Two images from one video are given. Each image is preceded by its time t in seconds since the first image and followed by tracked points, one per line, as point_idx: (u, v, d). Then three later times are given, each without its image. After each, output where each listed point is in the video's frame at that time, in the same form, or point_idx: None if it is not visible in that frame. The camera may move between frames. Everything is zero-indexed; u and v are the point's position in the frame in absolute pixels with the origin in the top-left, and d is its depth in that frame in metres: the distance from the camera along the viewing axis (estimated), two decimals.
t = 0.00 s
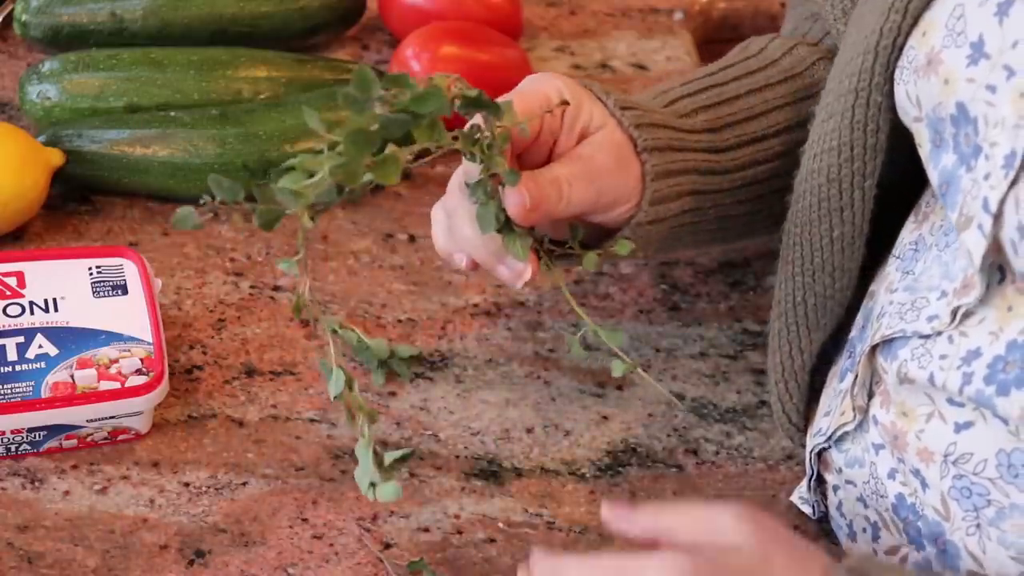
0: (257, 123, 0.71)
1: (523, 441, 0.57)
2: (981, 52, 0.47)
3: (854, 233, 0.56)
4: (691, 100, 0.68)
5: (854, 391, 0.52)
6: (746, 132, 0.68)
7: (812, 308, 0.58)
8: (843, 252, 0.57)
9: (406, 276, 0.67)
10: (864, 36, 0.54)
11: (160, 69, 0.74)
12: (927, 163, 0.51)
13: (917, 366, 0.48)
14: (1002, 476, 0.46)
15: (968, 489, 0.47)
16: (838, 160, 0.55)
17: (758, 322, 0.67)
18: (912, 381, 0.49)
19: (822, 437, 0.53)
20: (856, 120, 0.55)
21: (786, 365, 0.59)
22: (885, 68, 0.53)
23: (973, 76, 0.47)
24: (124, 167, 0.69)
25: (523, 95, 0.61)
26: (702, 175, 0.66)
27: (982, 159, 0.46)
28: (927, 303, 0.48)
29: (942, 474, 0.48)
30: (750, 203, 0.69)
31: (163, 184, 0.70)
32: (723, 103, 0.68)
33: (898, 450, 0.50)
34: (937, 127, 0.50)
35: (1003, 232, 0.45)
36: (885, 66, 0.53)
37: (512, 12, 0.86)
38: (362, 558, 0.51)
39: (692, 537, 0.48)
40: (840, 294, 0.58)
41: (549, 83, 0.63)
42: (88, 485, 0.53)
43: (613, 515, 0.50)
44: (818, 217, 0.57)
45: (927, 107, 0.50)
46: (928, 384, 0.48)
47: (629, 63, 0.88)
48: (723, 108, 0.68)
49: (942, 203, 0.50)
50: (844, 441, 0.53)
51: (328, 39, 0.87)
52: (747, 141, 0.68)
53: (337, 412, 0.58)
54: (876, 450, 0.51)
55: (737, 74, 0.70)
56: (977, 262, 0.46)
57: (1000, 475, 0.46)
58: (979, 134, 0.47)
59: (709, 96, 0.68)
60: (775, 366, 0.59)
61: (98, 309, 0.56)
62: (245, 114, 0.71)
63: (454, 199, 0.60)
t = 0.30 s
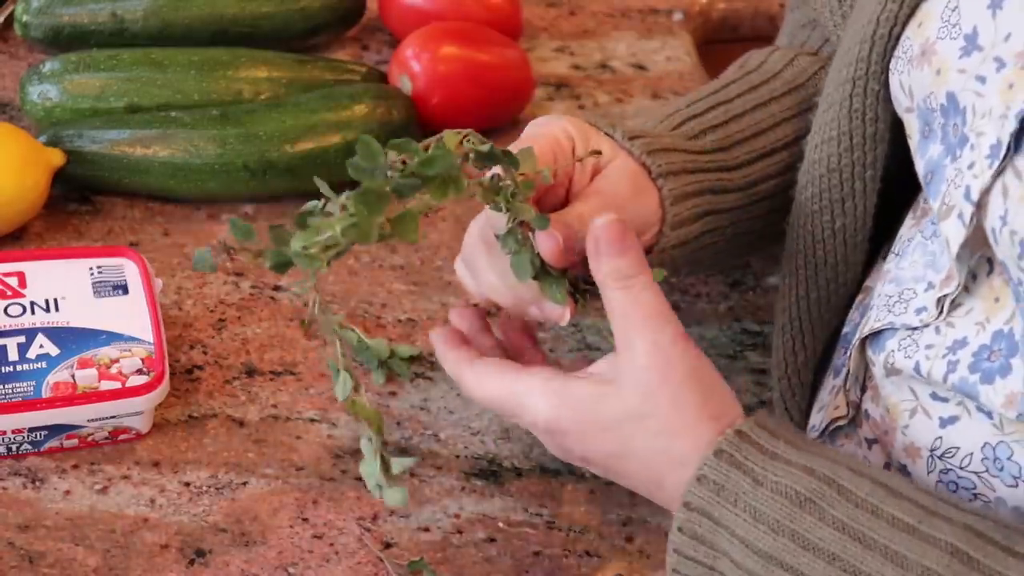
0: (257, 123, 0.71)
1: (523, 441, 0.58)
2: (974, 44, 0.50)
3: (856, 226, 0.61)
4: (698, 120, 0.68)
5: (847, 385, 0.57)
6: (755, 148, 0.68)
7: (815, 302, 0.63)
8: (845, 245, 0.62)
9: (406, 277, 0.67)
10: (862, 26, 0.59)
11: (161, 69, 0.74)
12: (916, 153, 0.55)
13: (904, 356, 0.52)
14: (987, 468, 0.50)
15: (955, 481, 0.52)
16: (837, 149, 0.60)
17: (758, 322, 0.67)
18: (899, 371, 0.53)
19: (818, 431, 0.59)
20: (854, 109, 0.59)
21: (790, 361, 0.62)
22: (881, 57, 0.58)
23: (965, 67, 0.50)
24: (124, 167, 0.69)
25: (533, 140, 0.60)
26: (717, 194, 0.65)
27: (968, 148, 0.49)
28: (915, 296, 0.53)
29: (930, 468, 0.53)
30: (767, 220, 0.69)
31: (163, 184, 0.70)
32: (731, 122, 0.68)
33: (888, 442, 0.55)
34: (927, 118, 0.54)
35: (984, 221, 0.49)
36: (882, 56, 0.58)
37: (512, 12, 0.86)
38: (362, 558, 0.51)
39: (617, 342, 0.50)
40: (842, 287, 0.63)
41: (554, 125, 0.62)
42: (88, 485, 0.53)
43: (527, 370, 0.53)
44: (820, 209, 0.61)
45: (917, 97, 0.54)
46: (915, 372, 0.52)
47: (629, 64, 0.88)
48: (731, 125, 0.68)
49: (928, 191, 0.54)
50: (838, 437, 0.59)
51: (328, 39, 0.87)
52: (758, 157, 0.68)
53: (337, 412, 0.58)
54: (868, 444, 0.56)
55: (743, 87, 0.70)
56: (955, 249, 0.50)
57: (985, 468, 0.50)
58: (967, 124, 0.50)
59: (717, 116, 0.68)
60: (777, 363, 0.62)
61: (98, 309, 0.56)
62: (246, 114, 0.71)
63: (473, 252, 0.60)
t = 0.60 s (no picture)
0: (257, 123, 0.71)
1: (523, 440, 0.58)
2: (968, 44, 0.50)
3: (852, 224, 0.62)
4: (684, 132, 0.68)
5: (842, 385, 0.58)
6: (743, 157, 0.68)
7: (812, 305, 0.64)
8: (841, 244, 0.62)
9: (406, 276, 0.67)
10: (857, 25, 0.59)
11: (161, 70, 0.74)
12: (911, 153, 0.55)
13: (897, 356, 0.53)
14: (980, 468, 0.51)
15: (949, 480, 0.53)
16: (833, 149, 0.60)
17: (758, 322, 0.68)
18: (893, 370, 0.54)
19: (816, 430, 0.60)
20: (850, 108, 0.59)
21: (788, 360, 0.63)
22: (876, 57, 0.58)
23: (958, 67, 0.50)
24: (124, 167, 0.69)
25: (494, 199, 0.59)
26: (706, 206, 0.65)
27: (962, 148, 0.50)
28: (910, 295, 0.53)
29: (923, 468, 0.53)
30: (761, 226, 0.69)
31: (163, 184, 0.70)
32: (718, 134, 0.68)
33: (884, 442, 0.55)
34: (922, 118, 0.54)
35: (976, 220, 0.49)
36: (876, 56, 0.58)
37: (512, 12, 0.86)
38: (362, 557, 0.51)
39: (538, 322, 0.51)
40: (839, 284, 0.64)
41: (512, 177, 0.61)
42: (88, 485, 0.53)
43: (466, 341, 0.53)
44: (817, 208, 0.62)
45: (912, 97, 0.54)
46: (908, 372, 0.52)
47: (629, 64, 0.88)
48: (718, 137, 0.68)
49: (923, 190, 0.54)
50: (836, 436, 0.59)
51: (328, 40, 0.87)
52: (746, 167, 0.68)
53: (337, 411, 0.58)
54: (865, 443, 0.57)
55: (728, 98, 0.70)
56: (948, 249, 0.50)
57: (979, 467, 0.51)
58: (961, 124, 0.50)
59: (704, 128, 0.68)
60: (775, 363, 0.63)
61: (99, 309, 0.57)
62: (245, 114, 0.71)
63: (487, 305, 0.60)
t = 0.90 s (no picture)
0: (256, 123, 0.71)
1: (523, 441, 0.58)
2: (971, 46, 0.50)
3: (854, 225, 0.62)
4: (678, 138, 0.67)
5: (844, 384, 0.58)
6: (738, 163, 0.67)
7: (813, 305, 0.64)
8: (844, 245, 0.62)
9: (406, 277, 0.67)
10: (860, 26, 0.59)
11: (161, 70, 0.74)
12: (913, 155, 0.55)
13: (899, 356, 0.53)
14: (981, 469, 0.51)
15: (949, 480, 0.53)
16: (836, 149, 0.60)
17: (757, 322, 0.69)
18: (894, 370, 0.54)
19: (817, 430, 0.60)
20: (853, 109, 0.59)
21: (789, 360, 0.63)
22: (880, 59, 0.58)
23: (961, 69, 0.50)
24: (124, 167, 0.69)
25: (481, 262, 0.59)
26: (700, 215, 0.64)
27: (964, 151, 0.50)
28: (913, 296, 0.53)
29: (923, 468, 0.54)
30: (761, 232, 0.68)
31: (163, 184, 0.70)
32: (714, 140, 0.68)
33: (884, 442, 0.55)
34: (925, 120, 0.54)
35: (978, 222, 0.49)
36: (880, 57, 0.58)
37: (512, 12, 0.86)
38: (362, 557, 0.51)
39: (529, 330, 0.51)
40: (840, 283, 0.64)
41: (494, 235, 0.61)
42: (88, 485, 0.53)
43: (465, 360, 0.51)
44: (818, 208, 0.61)
45: (915, 99, 0.54)
46: (909, 373, 0.52)
47: (629, 64, 0.88)
48: (712, 144, 0.68)
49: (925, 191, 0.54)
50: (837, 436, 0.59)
51: (328, 40, 0.87)
52: (742, 174, 0.67)
53: (337, 412, 0.58)
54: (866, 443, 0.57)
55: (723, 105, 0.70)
56: (951, 251, 0.50)
57: (980, 468, 0.51)
58: (963, 127, 0.50)
59: (699, 134, 0.68)
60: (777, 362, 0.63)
61: (99, 309, 0.57)
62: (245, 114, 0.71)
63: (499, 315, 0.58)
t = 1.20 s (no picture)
0: (256, 123, 0.71)
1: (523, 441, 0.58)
2: (973, 42, 0.50)
3: (857, 219, 0.62)
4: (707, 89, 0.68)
5: (844, 383, 0.58)
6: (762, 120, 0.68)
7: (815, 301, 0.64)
8: (847, 241, 0.62)
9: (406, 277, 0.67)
10: (865, 21, 0.58)
11: (161, 70, 0.74)
12: (913, 150, 0.55)
13: (897, 355, 0.53)
14: (979, 468, 0.51)
15: (947, 480, 0.53)
16: (838, 145, 0.60)
17: (757, 323, 0.67)
18: (893, 368, 0.54)
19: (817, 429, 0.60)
20: (856, 105, 0.59)
21: (792, 356, 0.63)
22: (883, 54, 0.58)
23: (963, 65, 0.50)
24: (124, 167, 0.69)
25: (499, 229, 0.62)
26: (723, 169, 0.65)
27: (963, 146, 0.50)
28: (910, 293, 0.53)
29: (921, 468, 0.54)
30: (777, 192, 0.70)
31: (163, 184, 0.70)
32: (741, 94, 0.68)
33: (885, 441, 0.55)
34: (925, 116, 0.54)
35: (976, 218, 0.49)
36: (884, 52, 0.58)
37: (512, 12, 0.86)
38: (362, 557, 0.51)
39: (500, 365, 0.52)
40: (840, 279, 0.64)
41: (512, 200, 0.63)
42: (88, 485, 0.53)
43: (446, 404, 0.52)
44: (820, 205, 0.62)
45: (917, 95, 0.54)
46: (908, 371, 0.52)
47: (629, 64, 0.88)
48: (738, 97, 0.68)
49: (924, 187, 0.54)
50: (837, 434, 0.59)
51: (328, 40, 0.87)
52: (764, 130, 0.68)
53: (337, 412, 0.58)
54: (866, 442, 0.57)
55: (751, 63, 0.71)
56: (947, 247, 0.50)
57: (977, 467, 0.52)
58: (963, 123, 0.50)
59: (727, 86, 0.69)
60: (779, 358, 0.63)
61: (99, 309, 0.57)
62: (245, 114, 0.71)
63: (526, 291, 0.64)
